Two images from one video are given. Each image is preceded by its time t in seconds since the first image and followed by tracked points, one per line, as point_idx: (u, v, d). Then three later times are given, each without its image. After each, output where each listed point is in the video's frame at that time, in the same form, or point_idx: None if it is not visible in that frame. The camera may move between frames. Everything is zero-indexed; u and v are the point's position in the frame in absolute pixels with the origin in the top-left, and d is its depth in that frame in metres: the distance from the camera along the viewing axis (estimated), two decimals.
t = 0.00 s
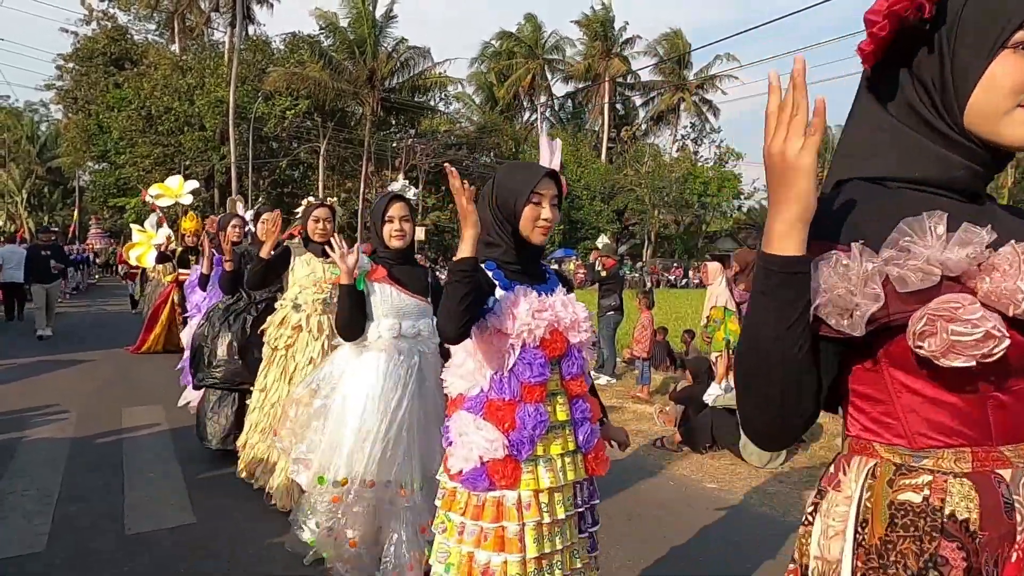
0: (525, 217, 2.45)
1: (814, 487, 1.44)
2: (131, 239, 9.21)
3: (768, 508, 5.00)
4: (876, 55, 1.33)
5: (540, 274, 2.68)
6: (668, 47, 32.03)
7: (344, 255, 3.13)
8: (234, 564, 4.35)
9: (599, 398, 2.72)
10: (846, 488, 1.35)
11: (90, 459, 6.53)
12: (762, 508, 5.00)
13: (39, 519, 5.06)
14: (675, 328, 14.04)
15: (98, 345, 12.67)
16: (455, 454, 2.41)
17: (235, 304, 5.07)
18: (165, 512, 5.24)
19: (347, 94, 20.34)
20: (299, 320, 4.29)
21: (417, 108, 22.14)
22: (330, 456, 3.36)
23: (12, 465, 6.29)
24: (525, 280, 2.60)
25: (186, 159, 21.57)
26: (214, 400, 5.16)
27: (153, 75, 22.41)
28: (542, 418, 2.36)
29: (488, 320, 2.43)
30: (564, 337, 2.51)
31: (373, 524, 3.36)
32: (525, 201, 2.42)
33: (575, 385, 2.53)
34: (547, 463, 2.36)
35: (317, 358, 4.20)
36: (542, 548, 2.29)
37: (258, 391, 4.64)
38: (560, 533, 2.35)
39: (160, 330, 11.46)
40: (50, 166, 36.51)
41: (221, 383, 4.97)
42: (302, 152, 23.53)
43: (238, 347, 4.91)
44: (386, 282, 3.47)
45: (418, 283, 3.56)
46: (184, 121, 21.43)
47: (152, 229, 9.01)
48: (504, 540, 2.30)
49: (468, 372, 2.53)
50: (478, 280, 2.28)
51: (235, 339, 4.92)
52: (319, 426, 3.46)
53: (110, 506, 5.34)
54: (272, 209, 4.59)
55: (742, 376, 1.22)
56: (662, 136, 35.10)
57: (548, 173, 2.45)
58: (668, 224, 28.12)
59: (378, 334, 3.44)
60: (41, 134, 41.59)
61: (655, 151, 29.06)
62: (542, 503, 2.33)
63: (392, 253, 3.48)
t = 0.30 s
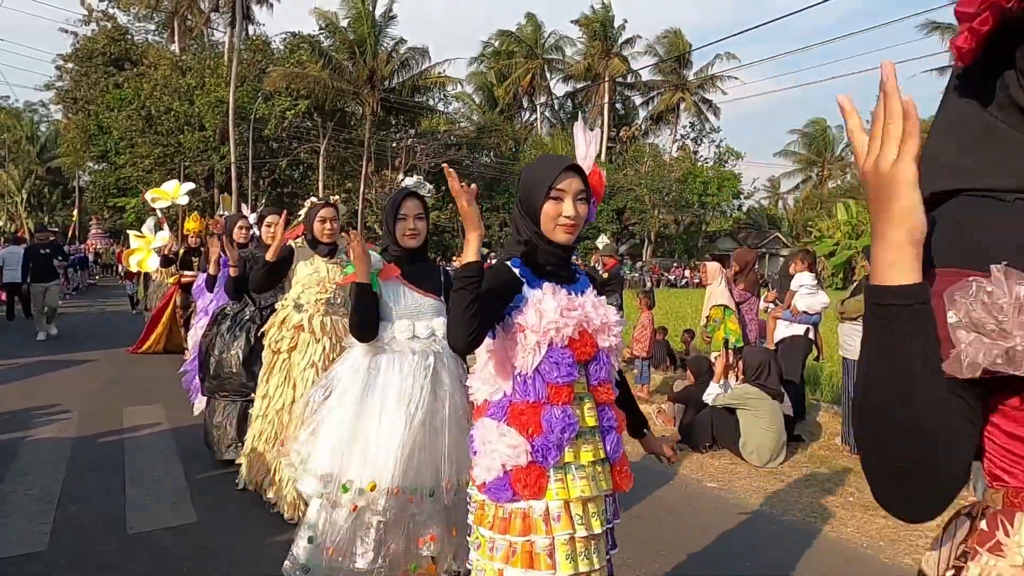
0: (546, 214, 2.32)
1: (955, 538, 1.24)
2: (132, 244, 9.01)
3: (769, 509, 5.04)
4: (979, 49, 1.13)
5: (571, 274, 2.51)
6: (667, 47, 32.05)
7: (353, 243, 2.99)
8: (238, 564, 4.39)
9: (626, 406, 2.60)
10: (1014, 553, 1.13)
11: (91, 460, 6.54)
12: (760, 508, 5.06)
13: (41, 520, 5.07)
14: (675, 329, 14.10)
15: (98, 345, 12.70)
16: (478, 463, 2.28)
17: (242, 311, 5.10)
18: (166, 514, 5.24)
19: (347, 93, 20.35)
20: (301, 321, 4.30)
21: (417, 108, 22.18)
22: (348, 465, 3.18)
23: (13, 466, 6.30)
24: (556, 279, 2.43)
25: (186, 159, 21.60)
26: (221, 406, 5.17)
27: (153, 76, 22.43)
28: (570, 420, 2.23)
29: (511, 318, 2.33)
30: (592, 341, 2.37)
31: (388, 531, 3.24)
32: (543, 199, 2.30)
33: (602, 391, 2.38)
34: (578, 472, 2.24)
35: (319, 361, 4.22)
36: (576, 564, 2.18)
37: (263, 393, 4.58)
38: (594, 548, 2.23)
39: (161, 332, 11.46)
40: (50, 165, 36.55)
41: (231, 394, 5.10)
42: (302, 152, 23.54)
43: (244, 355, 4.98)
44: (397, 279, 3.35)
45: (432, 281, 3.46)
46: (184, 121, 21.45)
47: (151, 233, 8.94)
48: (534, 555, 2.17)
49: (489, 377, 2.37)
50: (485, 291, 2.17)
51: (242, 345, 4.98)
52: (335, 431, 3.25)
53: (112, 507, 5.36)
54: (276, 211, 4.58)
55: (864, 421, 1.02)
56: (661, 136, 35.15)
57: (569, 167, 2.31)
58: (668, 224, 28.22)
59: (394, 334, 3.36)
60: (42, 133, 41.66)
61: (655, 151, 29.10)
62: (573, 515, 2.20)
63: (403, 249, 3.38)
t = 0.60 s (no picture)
0: (586, 211, 2.11)
1: None
2: (133, 244, 8.78)
3: (767, 507, 5.08)
4: None
5: (618, 280, 2.26)
6: (669, 44, 31.99)
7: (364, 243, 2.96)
8: (240, 562, 4.40)
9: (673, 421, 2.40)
10: None
11: (92, 458, 6.52)
12: (761, 506, 5.08)
13: (43, 518, 5.09)
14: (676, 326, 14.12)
15: (99, 343, 12.70)
16: (519, 488, 2.07)
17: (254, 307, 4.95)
18: (167, 513, 5.23)
19: (348, 90, 20.31)
20: (299, 317, 4.21)
21: (418, 105, 22.18)
22: (352, 469, 3.13)
23: (15, 464, 6.29)
24: (603, 284, 2.18)
25: (188, 156, 21.64)
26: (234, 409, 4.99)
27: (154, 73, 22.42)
28: (624, 447, 2.02)
29: (556, 328, 2.08)
30: (649, 354, 2.14)
31: (390, 538, 3.17)
32: (583, 196, 2.09)
33: (658, 410, 2.17)
34: (626, 503, 2.04)
35: (319, 358, 4.16)
36: None
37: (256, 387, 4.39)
38: None
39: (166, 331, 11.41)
40: (51, 162, 36.55)
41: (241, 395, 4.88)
42: (303, 149, 23.49)
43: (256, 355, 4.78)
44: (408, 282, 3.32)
45: (442, 280, 3.39)
46: (185, 118, 21.43)
47: (153, 232, 8.76)
48: None
49: (530, 392, 2.12)
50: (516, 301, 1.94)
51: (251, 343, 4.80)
52: (342, 433, 3.27)
53: (114, 505, 5.38)
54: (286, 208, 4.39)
55: None
56: (663, 133, 35.13)
57: (612, 160, 2.09)
58: (669, 221, 28.26)
59: (403, 337, 3.28)
60: (44, 130, 41.67)
61: (657, 149, 29.07)
62: (621, 548, 2.01)
63: (417, 249, 3.32)
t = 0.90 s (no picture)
0: (630, 211, 2.00)
1: None
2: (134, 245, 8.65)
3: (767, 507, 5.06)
4: None
5: (665, 286, 2.14)
6: (669, 43, 31.98)
7: (387, 252, 2.83)
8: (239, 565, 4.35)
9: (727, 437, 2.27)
10: None
11: (93, 459, 6.49)
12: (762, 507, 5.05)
13: (42, 519, 5.05)
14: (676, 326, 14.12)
15: (100, 343, 12.66)
16: (561, 517, 1.95)
17: (256, 307, 4.75)
18: (169, 514, 5.20)
19: (348, 90, 20.27)
20: (300, 325, 4.03)
21: (418, 105, 22.18)
22: (360, 490, 3.08)
23: (16, 465, 6.27)
24: (649, 291, 2.07)
25: (188, 156, 21.63)
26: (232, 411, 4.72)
27: (154, 72, 22.41)
28: (678, 472, 1.90)
29: (601, 339, 1.96)
30: (703, 366, 2.03)
31: (402, 572, 3.01)
32: (628, 193, 1.98)
33: (714, 427, 2.05)
34: (681, 531, 1.93)
35: (318, 368, 3.96)
36: None
37: (251, 394, 4.20)
38: None
39: (171, 332, 11.30)
40: (50, 161, 36.49)
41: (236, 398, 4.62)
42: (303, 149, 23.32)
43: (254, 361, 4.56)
44: (427, 291, 3.18)
45: (464, 292, 3.27)
46: (185, 118, 21.41)
47: (154, 233, 8.72)
48: None
49: (569, 415, 2.00)
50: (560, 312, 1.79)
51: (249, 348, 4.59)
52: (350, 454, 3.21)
53: (114, 506, 5.34)
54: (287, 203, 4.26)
55: None
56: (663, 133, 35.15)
57: (660, 154, 1.98)
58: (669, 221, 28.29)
59: (420, 351, 3.14)
60: (44, 130, 41.62)
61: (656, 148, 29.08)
62: None
63: (439, 257, 3.23)
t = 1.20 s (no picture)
0: (670, 207, 1.79)
1: None
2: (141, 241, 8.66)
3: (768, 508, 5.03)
4: None
5: (701, 284, 1.98)
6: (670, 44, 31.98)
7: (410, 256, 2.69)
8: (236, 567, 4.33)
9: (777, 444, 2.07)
10: None
11: (93, 461, 6.47)
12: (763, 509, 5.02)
13: (43, 521, 5.04)
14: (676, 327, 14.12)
15: (102, 345, 12.65)
16: (598, 541, 1.80)
17: (258, 314, 4.58)
18: (169, 516, 5.18)
19: (349, 91, 20.24)
20: (312, 331, 3.83)
21: (419, 106, 22.18)
22: (387, 506, 2.95)
23: (16, 467, 6.25)
24: (682, 290, 1.91)
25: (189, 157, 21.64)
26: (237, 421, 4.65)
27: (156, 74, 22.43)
28: (719, 482, 1.72)
29: (633, 345, 1.80)
30: (744, 369, 1.84)
31: None
32: (668, 188, 1.77)
33: (759, 434, 1.84)
34: (734, 550, 1.74)
35: (333, 374, 3.72)
36: None
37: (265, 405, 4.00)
38: None
39: (174, 335, 11.23)
40: (53, 163, 36.53)
41: (245, 404, 4.50)
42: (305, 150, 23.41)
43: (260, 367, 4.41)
44: (460, 293, 3.02)
45: (497, 294, 3.11)
46: (187, 119, 21.43)
47: (161, 229, 8.69)
48: None
49: (599, 430, 1.82)
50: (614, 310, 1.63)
51: (254, 352, 4.44)
52: (376, 466, 3.06)
53: (114, 508, 5.32)
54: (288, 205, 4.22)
55: None
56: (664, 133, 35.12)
57: (705, 148, 1.75)
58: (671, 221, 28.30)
59: (450, 356, 2.98)
60: (46, 131, 41.68)
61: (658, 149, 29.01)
62: None
63: (474, 258, 3.07)
